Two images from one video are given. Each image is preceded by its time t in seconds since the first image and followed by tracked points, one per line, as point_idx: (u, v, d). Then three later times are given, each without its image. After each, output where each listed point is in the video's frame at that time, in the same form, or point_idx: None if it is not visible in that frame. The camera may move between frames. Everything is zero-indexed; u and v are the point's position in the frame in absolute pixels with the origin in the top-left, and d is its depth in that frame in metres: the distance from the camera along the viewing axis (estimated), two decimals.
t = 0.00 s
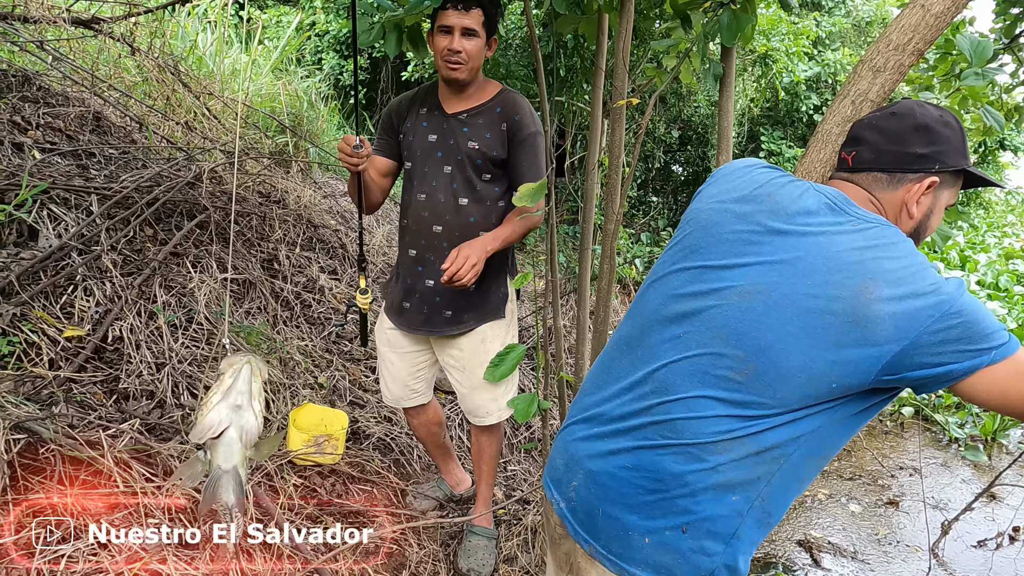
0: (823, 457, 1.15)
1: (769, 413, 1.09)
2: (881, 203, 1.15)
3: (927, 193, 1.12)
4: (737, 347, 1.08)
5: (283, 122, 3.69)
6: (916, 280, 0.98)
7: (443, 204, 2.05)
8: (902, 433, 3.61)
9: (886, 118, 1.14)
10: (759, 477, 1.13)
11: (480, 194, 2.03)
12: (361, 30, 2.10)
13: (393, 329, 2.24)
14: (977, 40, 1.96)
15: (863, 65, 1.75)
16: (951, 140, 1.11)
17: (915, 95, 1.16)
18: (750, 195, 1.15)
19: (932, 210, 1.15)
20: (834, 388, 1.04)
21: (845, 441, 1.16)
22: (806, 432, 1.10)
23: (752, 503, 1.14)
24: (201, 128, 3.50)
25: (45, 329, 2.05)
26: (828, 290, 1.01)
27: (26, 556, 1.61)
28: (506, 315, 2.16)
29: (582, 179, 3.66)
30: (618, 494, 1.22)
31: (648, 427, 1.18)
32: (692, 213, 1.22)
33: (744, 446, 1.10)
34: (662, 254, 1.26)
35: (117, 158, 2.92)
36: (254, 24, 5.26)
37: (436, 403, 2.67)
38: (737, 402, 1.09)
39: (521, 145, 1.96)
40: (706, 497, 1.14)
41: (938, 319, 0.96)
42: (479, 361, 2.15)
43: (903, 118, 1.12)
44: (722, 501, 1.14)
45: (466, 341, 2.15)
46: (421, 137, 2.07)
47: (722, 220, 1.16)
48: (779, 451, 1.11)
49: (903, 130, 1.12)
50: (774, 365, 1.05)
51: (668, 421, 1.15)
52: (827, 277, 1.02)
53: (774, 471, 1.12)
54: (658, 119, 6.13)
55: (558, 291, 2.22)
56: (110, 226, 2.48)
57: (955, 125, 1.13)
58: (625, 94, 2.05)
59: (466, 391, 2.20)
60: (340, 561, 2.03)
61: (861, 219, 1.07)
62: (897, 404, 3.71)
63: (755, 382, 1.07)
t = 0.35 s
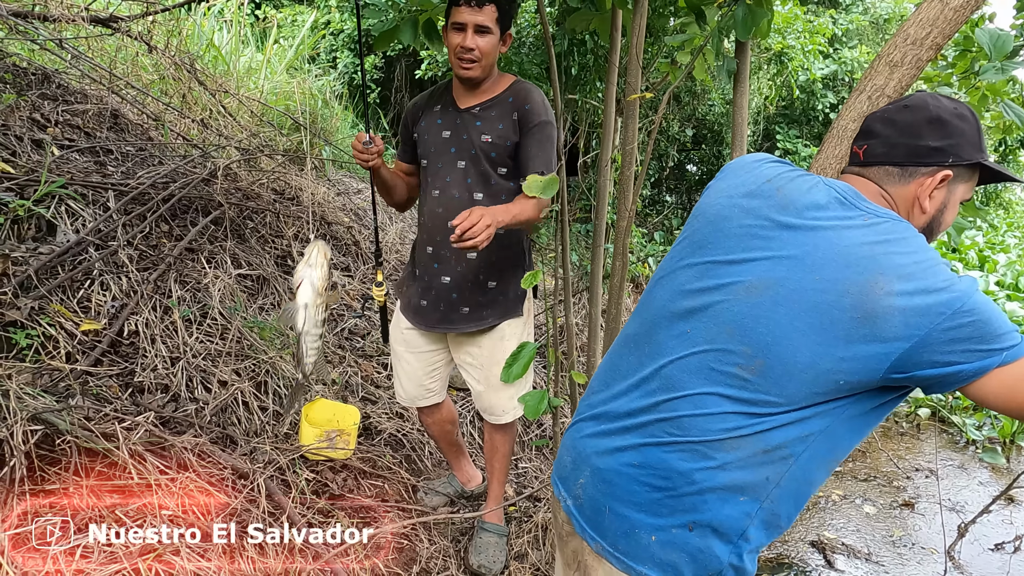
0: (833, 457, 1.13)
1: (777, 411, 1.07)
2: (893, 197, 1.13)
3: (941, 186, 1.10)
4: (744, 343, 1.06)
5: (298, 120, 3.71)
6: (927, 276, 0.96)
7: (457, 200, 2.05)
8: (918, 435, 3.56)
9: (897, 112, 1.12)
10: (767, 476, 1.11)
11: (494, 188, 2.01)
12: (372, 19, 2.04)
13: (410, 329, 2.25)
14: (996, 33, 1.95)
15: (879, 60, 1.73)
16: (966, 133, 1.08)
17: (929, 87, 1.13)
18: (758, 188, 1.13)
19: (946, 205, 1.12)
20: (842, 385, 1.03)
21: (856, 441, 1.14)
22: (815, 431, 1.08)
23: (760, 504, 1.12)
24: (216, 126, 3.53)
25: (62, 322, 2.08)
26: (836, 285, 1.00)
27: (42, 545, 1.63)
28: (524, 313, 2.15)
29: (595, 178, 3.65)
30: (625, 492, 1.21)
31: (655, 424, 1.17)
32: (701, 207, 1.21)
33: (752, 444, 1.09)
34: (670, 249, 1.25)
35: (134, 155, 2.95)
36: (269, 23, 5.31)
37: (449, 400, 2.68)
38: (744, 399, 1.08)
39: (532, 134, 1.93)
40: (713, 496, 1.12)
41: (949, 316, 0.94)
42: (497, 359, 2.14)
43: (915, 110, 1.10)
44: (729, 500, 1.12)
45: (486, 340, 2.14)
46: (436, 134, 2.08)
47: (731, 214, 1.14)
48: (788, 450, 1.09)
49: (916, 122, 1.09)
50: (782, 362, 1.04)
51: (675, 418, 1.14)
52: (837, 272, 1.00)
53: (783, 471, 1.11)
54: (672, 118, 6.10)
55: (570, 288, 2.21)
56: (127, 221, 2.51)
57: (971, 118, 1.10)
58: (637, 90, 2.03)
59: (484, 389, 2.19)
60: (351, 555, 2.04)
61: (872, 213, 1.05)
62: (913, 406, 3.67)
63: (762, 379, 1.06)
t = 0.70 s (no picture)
0: (809, 446, 1.18)
1: (755, 400, 1.13)
2: (871, 198, 1.18)
3: (916, 188, 1.15)
4: (724, 335, 1.12)
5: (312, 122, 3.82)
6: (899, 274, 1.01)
7: (452, 199, 2.13)
8: (924, 436, 3.57)
9: (877, 116, 1.17)
10: (746, 463, 1.16)
11: (483, 187, 2.05)
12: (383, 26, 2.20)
13: (420, 320, 2.33)
14: (986, 38, 1.98)
15: (873, 64, 1.81)
16: (941, 137, 1.13)
17: (909, 93, 1.18)
18: (743, 188, 1.19)
19: (922, 206, 1.17)
20: (817, 376, 1.08)
21: (834, 433, 1.19)
22: (791, 421, 1.14)
23: (739, 489, 1.17)
24: (233, 127, 3.64)
25: (86, 316, 2.16)
26: (812, 281, 1.05)
27: (68, 525, 1.70)
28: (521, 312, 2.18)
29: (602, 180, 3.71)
30: (611, 475, 1.27)
31: (641, 411, 1.24)
32: (689, 205, 1.27)
33: (732, 432, 1.14)
34: (659, 246, 1.31)
35: (154, 157, 3.05)
36: (285, 28, 5.43)
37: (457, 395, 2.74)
38: (724, 388, 1.14)
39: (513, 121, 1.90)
40: (694, 481, 1.17)
41: (917, 312, 0.98)
42: (493, 356, 2.20)
43: (893, 115, 1.15)
44: (709, 485, 1.17)
45: (483, 335, 2.20)
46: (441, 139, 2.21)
47: (716, 213, 1.20)
48: (766, 438, 1.14)
49: (894, 126, 1.15)
50: (759, 353, 1.09)
51: (659, 405, 1.20)
52: (812, 269, 1.05)
53: (761, 458, 1.16)
54: (682, 120, 6.13)
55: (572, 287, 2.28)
56: (147, 220, 2.60)
57: (946, 122, 1.15)
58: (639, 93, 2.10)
59: (483, 385, 2.25)
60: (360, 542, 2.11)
61: (849, 213, 1.10)
62: (920, 407, 3.68)
63: (740, 368, 1.12)
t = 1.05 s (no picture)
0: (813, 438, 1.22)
1: (759, 394, 1.17)
2: (871, 197, 1.22)
3: (915, 187, 1.19)
4: (729, 331, 1.17)
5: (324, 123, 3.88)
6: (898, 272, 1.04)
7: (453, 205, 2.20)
8: (931, 436, 3.59)
9: (876, 119, 1.21)
10: (751, 455, 1.20)
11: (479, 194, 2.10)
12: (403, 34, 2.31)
13: (439, 311, 2.38)
14: (987, 39, 2.01)
15: (880, 69, 1.85)
16: (939, 138, 1.16)
17: (908, 96, 1.22)
18: (747, 189, 1.23)
19: (921, 205, 1.21)
20: (819, 370, 1.12)
21: (836, 426, 1.23)
22: (795, 414, 1.18)
23: (745, 481, 1.22)
24: (248, 128, 3.70)
25: (111, 313, 2.22)
26: (813, 280, 1.09)
27: (97, 515, 1.75)
28: (524, 311, 2.22)
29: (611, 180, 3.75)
30: (621, 467, 1.32)
31: (649, 405, 1.28)
32: (696, 205, 1.31)
33: (737, 425, 1.19)
34: (667, 245, 1.35)
35: (172, 157, 3.12)
36: (296, 29, 5.49)
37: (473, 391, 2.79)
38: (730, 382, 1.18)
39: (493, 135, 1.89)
40: (701, 473, 1.22)
41: (915, 308, 1.02)
42: (497, 354, 2.26)
43: (893, 117, 1.19)
44: (716, 476, 1.21)
45: (487, 333, 2.25)
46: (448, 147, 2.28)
47: (721, 213, 1.24)
48: (770, 431, 1.18)
49: (893, 128, 1.19)
50: (762, 348, 1.14)
51: (667, 399, 1.25)
52: (813, 267, 1.10)
53: (767, 450, 1.20)
54: (690, 121, 6.16)
55: (583, 286, 2.32)
56: (167, 220, 2.67)
57: (944, 124, 1.19)
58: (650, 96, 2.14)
59: (487, 381, 2.31)
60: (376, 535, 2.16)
61: (850, 213, 1.14)
62: (927, 407, 3.70)
63: (745, 363, 1.16)
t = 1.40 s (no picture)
0: (820, 436, 1.23)
1: (765, 393, 1.18)
2: (873, 195, 1.23)
3: (916, 185, 1.20)
4: (734, 330, 1.18)
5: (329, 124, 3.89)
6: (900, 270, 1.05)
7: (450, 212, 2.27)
8: (936, 435, 3.60)
9: (876, 117, 1.22)
10: (758, 454, 1.22)
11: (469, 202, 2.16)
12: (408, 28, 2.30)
13: (444, 310, 2.40)
14: (992, 40, 2.01)
15: (886, 69, 1.86)
16: (939, 136, 1.18)
17: (907, 94, 1.24)
18: (748, 189, 1.24)
19: (922, 202, 1.22)
20: (823, 368, 1.13)
21: (842, 423, 1.24)
22: (800, 412, 1.19)
23: (752, 479, 1.23)
24: (254, 129, 3.72)
25: (122, 314, 2.24)
26: (815, 278, 1.10)
27: (111, 514, 1.77)
28: (527, 309, 2.24)
29: (615, 180, 3.76)
30: (629, 466, 1.34)
31: (656, 405, 1.30)
32: (698, 206, 1.32)
33: (744, 424, 1.20)
34: (670, 245, 1.37)
35: (179, 159, 3.13)
36: (300, 30, 5.51)
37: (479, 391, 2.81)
38: (736, 381, 1.20)
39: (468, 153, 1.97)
40: (709, 471, 1.23)
41: (917, 305, 1.03)
42: (500, 352, 2.28)
43: (892, 115, 1.20)
44: (723, 475, 1.23)
45: (490, 330, 2.26)
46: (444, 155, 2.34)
47: (724, 213, 1.25)
48: (776, 429, 1.20)
49: (893, 127, 1.20)
50: (767, 347, 1.15)
51: (673, 399, 1.26)
52: (815, 266, 1.11)
53: (774, 448, 1.21)
54: (694, 120, 6.16)
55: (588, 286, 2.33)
56: (176, 221, 2.68)
57: (944, 122, 1.20)
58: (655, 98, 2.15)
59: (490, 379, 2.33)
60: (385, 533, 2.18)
61: (851, 211, 1.15)
62: (932, 406, 3.70)
63: (750, 362, 1.17)
